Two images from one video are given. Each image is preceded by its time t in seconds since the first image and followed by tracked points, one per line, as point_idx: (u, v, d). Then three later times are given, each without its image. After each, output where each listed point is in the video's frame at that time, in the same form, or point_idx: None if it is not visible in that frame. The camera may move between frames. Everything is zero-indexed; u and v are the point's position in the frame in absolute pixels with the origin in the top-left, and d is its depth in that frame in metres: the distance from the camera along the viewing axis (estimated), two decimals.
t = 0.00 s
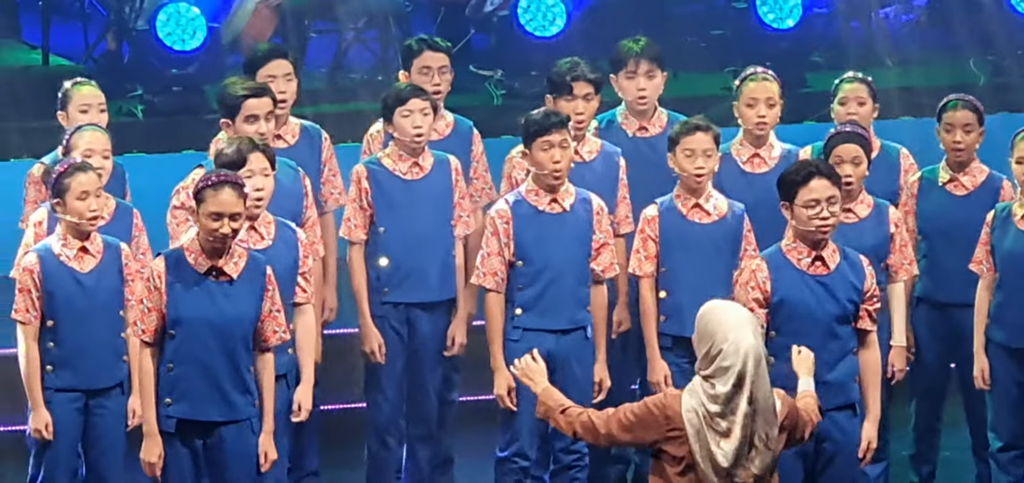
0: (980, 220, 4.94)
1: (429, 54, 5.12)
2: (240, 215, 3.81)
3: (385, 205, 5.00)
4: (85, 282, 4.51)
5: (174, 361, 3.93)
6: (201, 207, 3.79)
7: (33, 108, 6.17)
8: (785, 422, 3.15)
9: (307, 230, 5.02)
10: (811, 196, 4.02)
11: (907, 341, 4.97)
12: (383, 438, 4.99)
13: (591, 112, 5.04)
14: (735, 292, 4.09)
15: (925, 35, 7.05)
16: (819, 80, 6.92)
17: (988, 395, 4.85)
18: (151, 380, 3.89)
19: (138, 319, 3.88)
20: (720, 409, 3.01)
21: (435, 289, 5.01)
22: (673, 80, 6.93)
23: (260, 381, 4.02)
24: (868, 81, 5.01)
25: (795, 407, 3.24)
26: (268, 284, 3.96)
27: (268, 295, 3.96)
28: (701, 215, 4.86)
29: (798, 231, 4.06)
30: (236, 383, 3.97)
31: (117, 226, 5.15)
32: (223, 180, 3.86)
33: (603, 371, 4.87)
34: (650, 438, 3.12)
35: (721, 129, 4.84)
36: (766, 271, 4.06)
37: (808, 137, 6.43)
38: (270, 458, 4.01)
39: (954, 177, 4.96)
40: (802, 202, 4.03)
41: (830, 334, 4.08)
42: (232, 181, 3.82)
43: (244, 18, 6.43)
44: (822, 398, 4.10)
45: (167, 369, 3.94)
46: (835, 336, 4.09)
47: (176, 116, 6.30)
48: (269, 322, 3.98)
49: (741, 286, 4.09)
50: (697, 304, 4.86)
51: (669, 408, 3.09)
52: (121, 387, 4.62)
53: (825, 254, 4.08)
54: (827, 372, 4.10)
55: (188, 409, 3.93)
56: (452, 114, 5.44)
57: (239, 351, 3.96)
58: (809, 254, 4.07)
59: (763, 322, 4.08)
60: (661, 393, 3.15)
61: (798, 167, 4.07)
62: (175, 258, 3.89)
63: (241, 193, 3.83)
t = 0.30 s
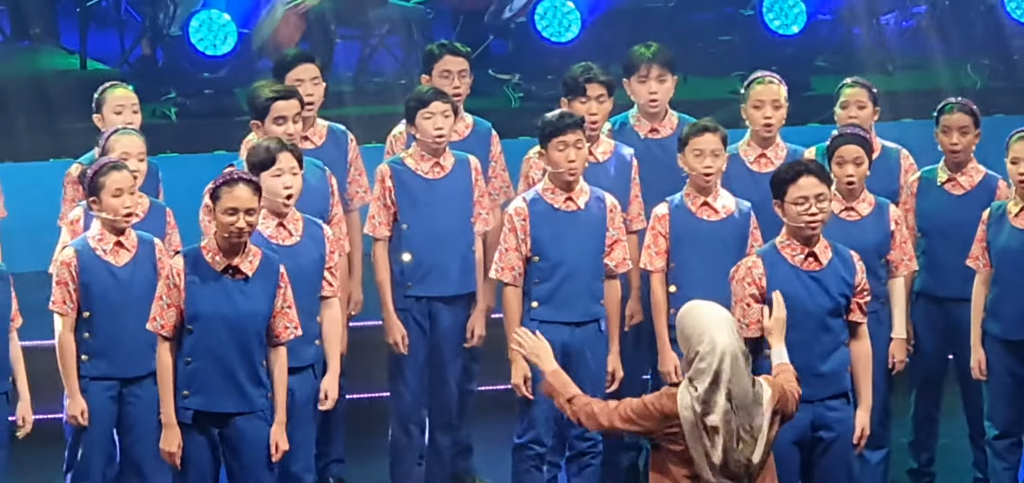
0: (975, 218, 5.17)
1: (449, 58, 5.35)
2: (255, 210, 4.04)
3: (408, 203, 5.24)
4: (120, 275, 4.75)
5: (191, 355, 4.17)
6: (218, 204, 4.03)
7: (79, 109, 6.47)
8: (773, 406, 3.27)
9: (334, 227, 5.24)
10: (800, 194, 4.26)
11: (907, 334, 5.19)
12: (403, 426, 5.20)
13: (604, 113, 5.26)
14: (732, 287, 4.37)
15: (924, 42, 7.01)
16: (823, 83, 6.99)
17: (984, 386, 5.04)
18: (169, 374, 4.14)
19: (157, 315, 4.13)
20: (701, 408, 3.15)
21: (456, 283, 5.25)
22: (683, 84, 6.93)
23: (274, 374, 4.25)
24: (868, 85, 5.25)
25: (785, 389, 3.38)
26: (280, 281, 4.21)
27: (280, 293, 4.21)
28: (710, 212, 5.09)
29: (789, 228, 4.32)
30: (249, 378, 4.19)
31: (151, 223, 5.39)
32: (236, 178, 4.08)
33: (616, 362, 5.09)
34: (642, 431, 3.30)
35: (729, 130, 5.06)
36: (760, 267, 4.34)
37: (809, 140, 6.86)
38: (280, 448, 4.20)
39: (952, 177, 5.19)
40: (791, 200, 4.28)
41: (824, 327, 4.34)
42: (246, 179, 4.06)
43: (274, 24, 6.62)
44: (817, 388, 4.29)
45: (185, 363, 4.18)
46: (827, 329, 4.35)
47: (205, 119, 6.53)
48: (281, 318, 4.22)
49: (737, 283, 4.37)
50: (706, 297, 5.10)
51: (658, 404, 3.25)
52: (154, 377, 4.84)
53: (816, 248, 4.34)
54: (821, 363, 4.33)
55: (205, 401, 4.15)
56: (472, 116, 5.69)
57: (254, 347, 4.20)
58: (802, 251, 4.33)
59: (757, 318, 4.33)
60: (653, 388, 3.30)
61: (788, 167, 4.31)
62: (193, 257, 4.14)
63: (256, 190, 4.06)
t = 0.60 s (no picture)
0: (985, 217, 5.43)
1: (484, 65, 5.63)
2: (294, 207, 4.24)
3: (445, 202, 5.53)
4: (171, 270, 5.03)
5: (234, 347, 4.34)
6: (258, 201, 4.22)
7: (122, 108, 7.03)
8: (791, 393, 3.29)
9: (375, 224, 5.55)
10: (813, 194, 4.50)
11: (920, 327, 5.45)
12: (440, 414, 5.49)
13: (633, 117, 5.55)
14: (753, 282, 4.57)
15: (940, 50, 7.59)
16: (841, 89, 7.50)
17: (994, 377, 5.28)
18: (213, 364, 4.30)
19: (201, 309, 4.29)
20: (727, 404, 3.18)
21: (491, 278, 5.54)
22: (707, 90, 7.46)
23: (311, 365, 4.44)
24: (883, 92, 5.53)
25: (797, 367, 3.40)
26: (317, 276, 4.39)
27: (315, 287, 4.39)
28: (732, 211, 5.36)
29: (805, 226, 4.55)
30: (290, 368, 4.37)
31: (198, 221, 5.62)
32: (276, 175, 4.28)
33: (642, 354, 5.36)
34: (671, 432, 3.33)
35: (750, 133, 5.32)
36: (780, 262, 4.54)
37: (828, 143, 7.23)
38: (320, 433, 4.43)
39: (964, 178, 5.45)
40: (806, 199, 4.52)
41: (840, 320, 4.56)
42: (285, 176, 4.25)
43: (318, 32, 7.13)
44: (834, 378, 4.54)
45: (228, 354, 4.35)
46: (843, 322, 4.56)
47: (251, 121, 7.08)
48: (316, 311, 4.41)
49: (758, 279, 4.57)
50: (727, 293, 5.37)
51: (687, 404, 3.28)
52: (199, 367, 5.12)
53: (833, 246, 4.56)
54: (838, 354, 4.55)
55: (247, 391, 4.34)
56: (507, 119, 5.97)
57: (293, 338, 4.37)
58: (820, 248, 4.55)
59: (777, 310, 4.55)
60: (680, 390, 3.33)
61: (805, 168, 4.55)
62: (234, 252, 4.30)
63: (294, 187, 4.25)
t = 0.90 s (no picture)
0: (1007, 214, 5.52)
1: (516, 63, 5.75)
2: (328, 199, 4.33)
3: (475, 197, 5.64)
4: (204, 263, 5.10)
5: (270, 338, 4.43)
6: (292, 194, 4.32)
7: (158, 105, 7.22)
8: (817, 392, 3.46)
9: (407, 218, 5.67)
10: (845, 190, 4.60)
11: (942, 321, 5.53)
12: (471, 405, 5.60)
13: (661, 115, 5.68)
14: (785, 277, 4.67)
15: (963, 50, 7.71)
16: (864, 88, 7.65)
17: (1014, 371, 5.37)
18: (249, 357, 4.42)
19: (237, 301, 4.39)
20: (766, 392, 3.31)
21: (521, 272, 5.64)
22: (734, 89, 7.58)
23: (348, 355, 4.54)
24: (906, 91, 5.63)
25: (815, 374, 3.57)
26: (352, 267, 4.48)
27: (352, 278, 4.48)
28: (757, 207, 5.46)
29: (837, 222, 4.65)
30: (326, 359, 4.46)
31: (232, 214, 5.72)
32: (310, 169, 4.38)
33: (669, 347, 5.49)
34: (707, 423, 3.40)
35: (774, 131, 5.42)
36: (812, 256, 4.65)
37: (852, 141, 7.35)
38: (358, 424, 4.51)
39: (985, 176, 5.55)
40: (837, 195, 4.62)
41: (869, 314, 4.68)
42: (318, 170, 4.35)
43: (351, 29, 7.31)
44: (863, 371, 4.65)
45: (265, 346, 4.45)
46: (873, 316, 4.68)
47: (285, 117, 7.24)
48: (353, 302, 4.48)
49: (788, 274, 4.68)
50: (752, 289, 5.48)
51: (726, 394, 3.36)
52: (233, 359, 5.19)
53: (864, 242, 4.65)
54: (869, 348, 4.66)
55: (283, 382, 4.43)
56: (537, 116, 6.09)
57: (329, 329, 4.47)
58: (850, 243, 4.64)
59: (808, 304, 4.67)
60: (714, 381, 3.41)
61: (837, 165, 4.65)
62: (270, 245, 4.41)
63: (327, 180, 4.35)
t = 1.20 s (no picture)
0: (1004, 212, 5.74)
1: (532, 66, 5.98)
2: (359, 193, 4.57)
3: (493, 194, 5.86)
4: (229, 259, 5.28)
5: (307, 330, 4.65)
6: (325, 189, 4.55)
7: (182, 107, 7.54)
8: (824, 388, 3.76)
9: (427, 215, 5.90)
10: (855, 186, 4.81)
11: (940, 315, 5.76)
12: (488, 396, 5.82)
13: (671, 117, 5.91)
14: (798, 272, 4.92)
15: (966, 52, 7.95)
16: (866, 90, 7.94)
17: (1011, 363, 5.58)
18: (285, 347, 4.64)
19: (274, 294, 4.64)
20: (784, 374, 3.61)
21: (537, 268, 5.86)
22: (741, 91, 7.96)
23: (383, 344, 4.77)
24: (908, 93, 5.85)
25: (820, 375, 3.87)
26: (386, 259, 4.72)
27: (387, 270, 4.72)
28: (764, 206, 5.67)
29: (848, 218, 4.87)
30: (362, 348, 4.68)
31: (256, 212, 5.94)
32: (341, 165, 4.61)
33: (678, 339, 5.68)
34: (720, 407, 3.68)
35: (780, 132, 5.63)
36: (823, 252, 4.88)
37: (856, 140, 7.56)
38: (388, 410, 4.76)
39: (982, 175, 5.78)
40: (848, 191, 4.84)
41: (878, 308, 4.90)
42: (350, 166, 4.58)
43: (373, 33, 7.66)
44: (871, 363, 4.87)
45: (301, 336, 4.67)
46: (882, 310, 4.91)
47: (309, 118, 7.65)
48: (389, 293, 4.74)
49: (800, 267, 4.93)
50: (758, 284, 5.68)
51: (739, 378, 3.64)
52: (256, 352, 5.34)
53: (874, 237, 4.88)
54: (877, 340, 4.89)
55: (321, 370, 4.65)
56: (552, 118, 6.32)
57: (364, 319, 4.69)
58: (860, 238, 4.87)
59: (821, 297, 4.91)
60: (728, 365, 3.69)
61: (849, 162, 4.87)
62: (305, 241, 4.64)
63: (359, 176, 4.58)
